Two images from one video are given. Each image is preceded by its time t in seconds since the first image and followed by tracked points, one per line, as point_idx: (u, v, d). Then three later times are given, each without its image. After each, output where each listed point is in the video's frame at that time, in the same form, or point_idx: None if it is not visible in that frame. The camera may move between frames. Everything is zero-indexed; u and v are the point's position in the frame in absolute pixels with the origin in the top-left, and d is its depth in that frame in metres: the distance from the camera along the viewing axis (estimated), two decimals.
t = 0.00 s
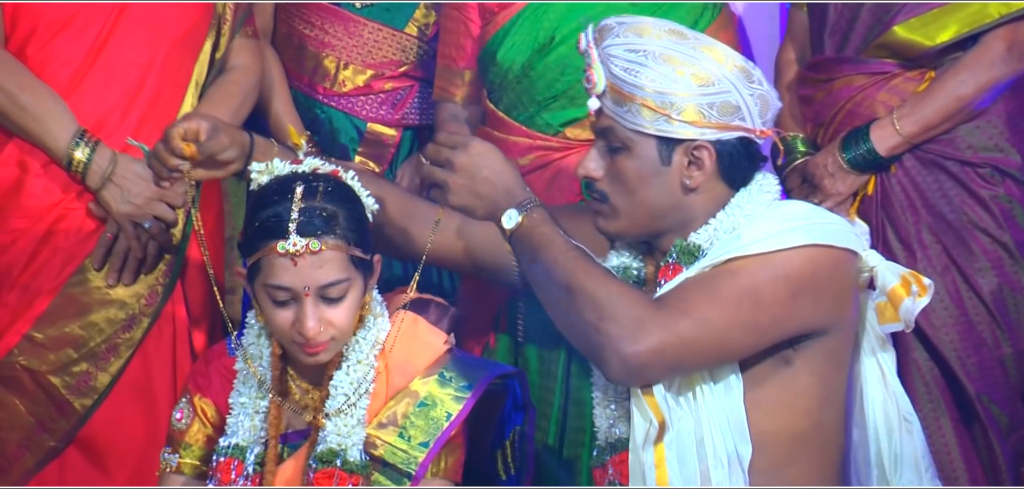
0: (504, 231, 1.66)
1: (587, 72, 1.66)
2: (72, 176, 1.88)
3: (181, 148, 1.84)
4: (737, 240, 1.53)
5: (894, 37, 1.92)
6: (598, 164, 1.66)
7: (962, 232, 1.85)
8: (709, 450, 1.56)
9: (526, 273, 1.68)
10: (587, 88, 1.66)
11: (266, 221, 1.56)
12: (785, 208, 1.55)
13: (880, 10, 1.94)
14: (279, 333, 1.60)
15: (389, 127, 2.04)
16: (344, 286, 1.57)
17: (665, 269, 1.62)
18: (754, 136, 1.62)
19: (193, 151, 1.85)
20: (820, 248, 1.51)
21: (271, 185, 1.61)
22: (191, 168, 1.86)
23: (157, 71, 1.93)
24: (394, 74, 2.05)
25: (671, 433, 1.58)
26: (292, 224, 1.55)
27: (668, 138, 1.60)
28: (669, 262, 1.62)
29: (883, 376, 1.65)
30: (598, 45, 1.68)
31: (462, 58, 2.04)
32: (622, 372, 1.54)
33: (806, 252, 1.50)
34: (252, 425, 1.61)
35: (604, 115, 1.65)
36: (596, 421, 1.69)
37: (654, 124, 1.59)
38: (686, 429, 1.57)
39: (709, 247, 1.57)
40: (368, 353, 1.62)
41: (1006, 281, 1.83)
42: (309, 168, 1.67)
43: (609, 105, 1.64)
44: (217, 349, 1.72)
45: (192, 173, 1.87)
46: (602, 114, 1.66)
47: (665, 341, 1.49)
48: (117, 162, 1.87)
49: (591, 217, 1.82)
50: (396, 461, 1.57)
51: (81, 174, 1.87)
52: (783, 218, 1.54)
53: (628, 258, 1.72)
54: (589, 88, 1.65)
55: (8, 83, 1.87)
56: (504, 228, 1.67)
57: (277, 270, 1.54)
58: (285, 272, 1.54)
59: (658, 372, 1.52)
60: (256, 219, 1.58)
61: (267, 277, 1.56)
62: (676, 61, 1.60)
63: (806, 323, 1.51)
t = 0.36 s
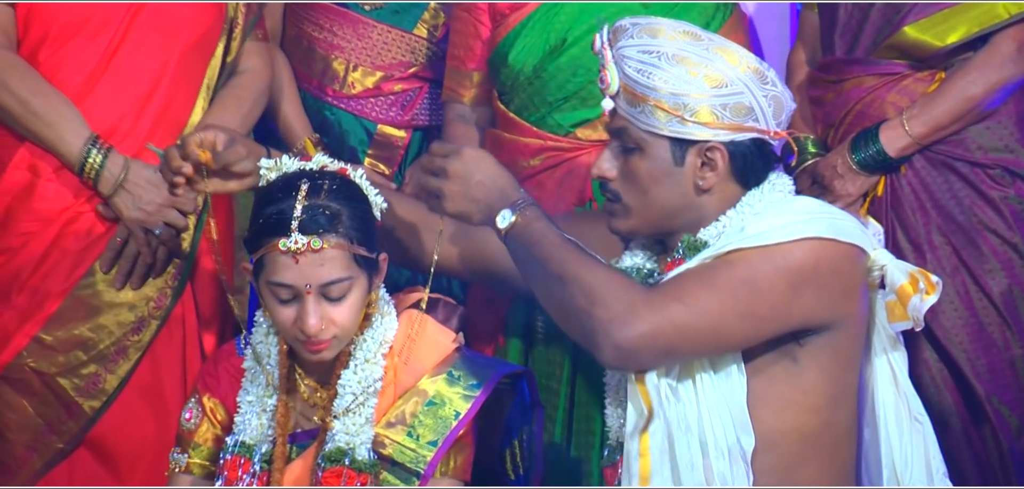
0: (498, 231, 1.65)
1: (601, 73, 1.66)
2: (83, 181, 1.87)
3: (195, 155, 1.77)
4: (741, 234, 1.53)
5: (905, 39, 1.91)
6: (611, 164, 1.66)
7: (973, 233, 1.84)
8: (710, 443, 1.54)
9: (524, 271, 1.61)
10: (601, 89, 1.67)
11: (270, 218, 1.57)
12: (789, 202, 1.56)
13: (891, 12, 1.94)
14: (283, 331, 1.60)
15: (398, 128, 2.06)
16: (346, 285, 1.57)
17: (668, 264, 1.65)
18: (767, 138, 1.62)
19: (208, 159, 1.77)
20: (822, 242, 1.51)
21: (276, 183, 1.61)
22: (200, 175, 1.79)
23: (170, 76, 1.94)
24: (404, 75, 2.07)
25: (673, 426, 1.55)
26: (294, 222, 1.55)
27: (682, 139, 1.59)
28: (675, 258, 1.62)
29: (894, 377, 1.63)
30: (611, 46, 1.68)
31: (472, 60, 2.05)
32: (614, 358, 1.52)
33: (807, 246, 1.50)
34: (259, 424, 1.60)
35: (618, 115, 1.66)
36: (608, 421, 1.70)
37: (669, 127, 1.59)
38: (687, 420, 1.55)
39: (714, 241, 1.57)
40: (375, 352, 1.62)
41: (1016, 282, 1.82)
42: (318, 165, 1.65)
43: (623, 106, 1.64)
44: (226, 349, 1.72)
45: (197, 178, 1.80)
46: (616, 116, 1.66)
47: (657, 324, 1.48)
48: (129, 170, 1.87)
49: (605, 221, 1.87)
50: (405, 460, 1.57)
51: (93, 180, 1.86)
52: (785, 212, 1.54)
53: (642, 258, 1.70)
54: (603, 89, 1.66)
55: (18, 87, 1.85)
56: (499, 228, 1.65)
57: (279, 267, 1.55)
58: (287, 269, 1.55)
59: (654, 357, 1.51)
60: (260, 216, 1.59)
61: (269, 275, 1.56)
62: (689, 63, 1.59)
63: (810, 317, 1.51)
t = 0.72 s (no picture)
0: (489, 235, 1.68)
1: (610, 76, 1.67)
2: (88, 185, 1.84)
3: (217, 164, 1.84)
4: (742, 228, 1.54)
5: (913, 40, 1.90)
6: (622, 167, 1.66)
7: (981, 235, 1.83)
8: (711, 435, 1.56)
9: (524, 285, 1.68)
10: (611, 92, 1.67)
11: (268, 219, 1.56)
12: (791, 198, 1.56)
13: (898, 12, 1.94)
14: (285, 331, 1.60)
15: (406, 135, 2.09)
16: (345, 285, 1.56)
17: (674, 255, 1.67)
18: (777, 138, 1.62)
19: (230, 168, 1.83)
20: (819, 232, 1.51)
21: (276, 183, 1.61)
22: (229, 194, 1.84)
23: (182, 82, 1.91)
24: (411, 83, 2.10)
25: (674, 419, 1.58)
26: (292, 223, 1.54)
27: (691, 142, 1.60)
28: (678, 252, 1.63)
29: (902, 375, 1.62)
30: (620, 49, 1.68)
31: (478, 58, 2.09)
32: (609, 344, 1.54)
33: (806, 237, 1.50)
34: (266, 422, 1.62)
35: (626, 117, 1.67)
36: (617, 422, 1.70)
37: (679, 129, 1.60)
38: (689, 412, 1.58)
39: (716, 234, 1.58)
40: (380, 351, 1.63)
41: None
42: (319, 163, 1.65)
43: (632, 108, 1.65)
44: (233, 349, 1.73)
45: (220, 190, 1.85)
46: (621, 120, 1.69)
47: (649, 309, 1.49)
48: (135, 174, 1.85)
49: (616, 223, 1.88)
50: (411, 459, 1.58)
51: (98, 184, 1.83)
52: (784, 206, 1.55)
53: (651, 258, 1.70)
54: (612, 91, 1.67)
55: (26, 92, 1.79)
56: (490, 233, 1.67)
57: (277, 268, 1.55)
58: (284, 272, 1.54)
59: (646, 343, 1.52)
60: (260, 216, 1.59)
61: (268, 276, 1.56)
62: (697, 64, 1.59)
63: (811, 307, 1.51)
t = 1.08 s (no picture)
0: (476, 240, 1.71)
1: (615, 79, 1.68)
2: (71, 204, 1.84)
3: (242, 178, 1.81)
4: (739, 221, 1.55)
5: (919, 41, 1.89)
6: (629, 169, 1.67)
7: (986, 237, 1.83)
8: (710, 430, 1.56)
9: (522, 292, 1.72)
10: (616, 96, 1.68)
11: (267, 220, 1.57)
12: (793, 195, 1.56)
13: (903, 14, 1.93)
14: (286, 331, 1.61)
15: (409, 139, 2.08)
16: (344, 286, 1.57)
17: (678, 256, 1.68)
18: (783, 139, 1.61)
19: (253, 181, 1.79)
20: (815, 227, 1.51)
21: (276, 184, 1.61)
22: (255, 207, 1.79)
23: (196, 97, 1.92)
24: (415, 86, 2.08)
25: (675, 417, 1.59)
26: (290, 225, 1.54)
27: (695, 143, 1.60)
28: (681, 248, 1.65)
29: (907, 375, 1.62)
30: (624, 52, 1.69)
31: (485, 61, 2.10)
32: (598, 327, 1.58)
33: (802, 232, 1.50)
34: (269, 422, 1.62)
35: (634, 121, 1.66)
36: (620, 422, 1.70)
37: (686, 131, 1.60)
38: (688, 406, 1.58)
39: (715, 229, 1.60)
40: (381, 349, 1.62)
41: None
42: (321, 163, 1.65)
43: (638, 111, 1.66)
44: (236, 349, 1.74)
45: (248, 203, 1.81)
46: (630, 123, 1.68)
47: (637, 298, 1.53)
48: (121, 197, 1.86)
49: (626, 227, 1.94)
50: (414, 459, 1.58)
51: (83, 203, 1.83)
52: (783, 204, 1.55)
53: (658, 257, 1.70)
54: (618, 94, 1.67)
55: (24, 102, 1.80)
56: (474, 235, 1.71)
57: (275, 269, 1.55)
58: (283, 272, 1.55)
59: (635, 331, 1.55)
60: (260, 216, 1.59)
61: (268, 277, 1.57)
62: (702, 67, 1.59)
63: (811, 303, 1.51)
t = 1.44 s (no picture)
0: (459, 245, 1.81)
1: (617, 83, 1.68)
2: (61, 226, 1.86)
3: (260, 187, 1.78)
4: (735, 220, 1.57)
5: (921, 43, 1.90)
6: (632, 174, 1.67)
7: (989, 239, 1.83)
8: (710, 430, 1.56)
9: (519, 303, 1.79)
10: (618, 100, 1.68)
11: (265, 221, 1.57)
12: (791, 194, 1.57)
13: (907, 16, 1.94)
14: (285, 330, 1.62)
15: (412, 141, 2.09)
16: (340, 287, 1.57)
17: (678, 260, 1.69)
18: (787, 141, 1.61)
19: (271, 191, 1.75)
20: (809, 225, 1.51)
21: (273, 186, 1.61)
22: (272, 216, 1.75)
23: (206, 108, 1.94)
24: (417, 88, 2.08)
25: (675, 419, 1.58)
26: (287, 226, 1.54)
27: (699, 148, 1.60)
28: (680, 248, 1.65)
29: (908, 375, 1.61)
30: (626, 56, 1.69)
31: (491, 64, 2.08)
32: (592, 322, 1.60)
33: (797, 229, 1.51)
34: (270, 422, 1.62)
35: (635, 125, 1.66)
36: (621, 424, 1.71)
37: (689, 135, 1.60)
38: (686, 403, 1.59)
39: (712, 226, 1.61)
40: (381, 349, 1.63)
41: None
42: (321, 164, 1.64)
43: (640, 116, 1.65)
44: (239, 350, 1.74)
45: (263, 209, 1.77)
46: (632, 127, 1.67)
47: (627, 291, 1.55)
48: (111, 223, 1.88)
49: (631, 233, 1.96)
50: (415, 458, 1.58)
51: (74, 225, 1.85)
52: (779, 203, 1.55)
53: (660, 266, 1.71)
54: (619, 99, 1.67)
55: (23, 116, 1.83)
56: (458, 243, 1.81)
57: (271, 270, 1.55)
58: (279, 273, 1.55)
59: (628, 326, 1.57)
60: (258, 218, 1.59)
61: (264, 278, 1.57)
62: (704, 71, 1.59)
63: (811, 304, 1.51)
